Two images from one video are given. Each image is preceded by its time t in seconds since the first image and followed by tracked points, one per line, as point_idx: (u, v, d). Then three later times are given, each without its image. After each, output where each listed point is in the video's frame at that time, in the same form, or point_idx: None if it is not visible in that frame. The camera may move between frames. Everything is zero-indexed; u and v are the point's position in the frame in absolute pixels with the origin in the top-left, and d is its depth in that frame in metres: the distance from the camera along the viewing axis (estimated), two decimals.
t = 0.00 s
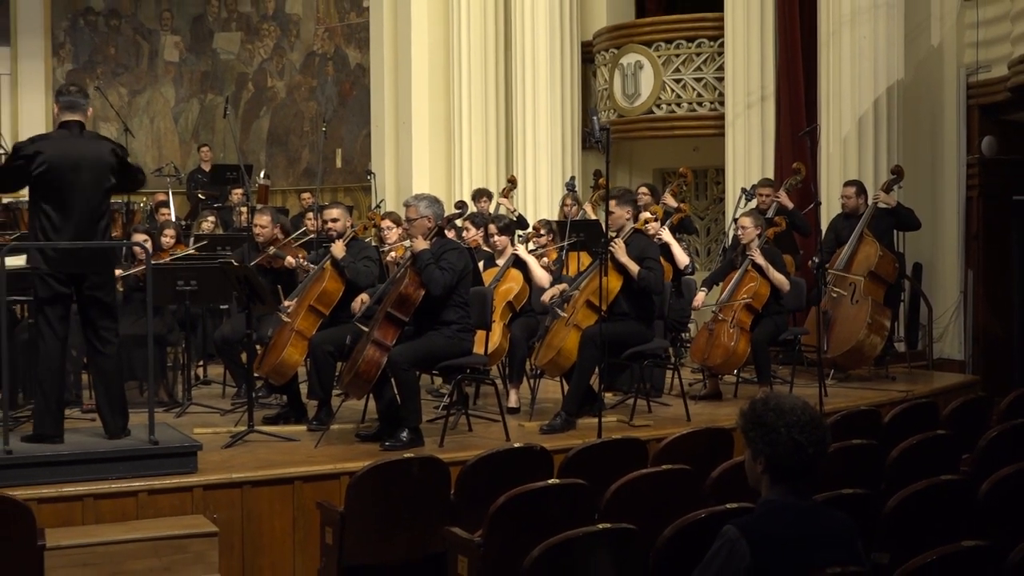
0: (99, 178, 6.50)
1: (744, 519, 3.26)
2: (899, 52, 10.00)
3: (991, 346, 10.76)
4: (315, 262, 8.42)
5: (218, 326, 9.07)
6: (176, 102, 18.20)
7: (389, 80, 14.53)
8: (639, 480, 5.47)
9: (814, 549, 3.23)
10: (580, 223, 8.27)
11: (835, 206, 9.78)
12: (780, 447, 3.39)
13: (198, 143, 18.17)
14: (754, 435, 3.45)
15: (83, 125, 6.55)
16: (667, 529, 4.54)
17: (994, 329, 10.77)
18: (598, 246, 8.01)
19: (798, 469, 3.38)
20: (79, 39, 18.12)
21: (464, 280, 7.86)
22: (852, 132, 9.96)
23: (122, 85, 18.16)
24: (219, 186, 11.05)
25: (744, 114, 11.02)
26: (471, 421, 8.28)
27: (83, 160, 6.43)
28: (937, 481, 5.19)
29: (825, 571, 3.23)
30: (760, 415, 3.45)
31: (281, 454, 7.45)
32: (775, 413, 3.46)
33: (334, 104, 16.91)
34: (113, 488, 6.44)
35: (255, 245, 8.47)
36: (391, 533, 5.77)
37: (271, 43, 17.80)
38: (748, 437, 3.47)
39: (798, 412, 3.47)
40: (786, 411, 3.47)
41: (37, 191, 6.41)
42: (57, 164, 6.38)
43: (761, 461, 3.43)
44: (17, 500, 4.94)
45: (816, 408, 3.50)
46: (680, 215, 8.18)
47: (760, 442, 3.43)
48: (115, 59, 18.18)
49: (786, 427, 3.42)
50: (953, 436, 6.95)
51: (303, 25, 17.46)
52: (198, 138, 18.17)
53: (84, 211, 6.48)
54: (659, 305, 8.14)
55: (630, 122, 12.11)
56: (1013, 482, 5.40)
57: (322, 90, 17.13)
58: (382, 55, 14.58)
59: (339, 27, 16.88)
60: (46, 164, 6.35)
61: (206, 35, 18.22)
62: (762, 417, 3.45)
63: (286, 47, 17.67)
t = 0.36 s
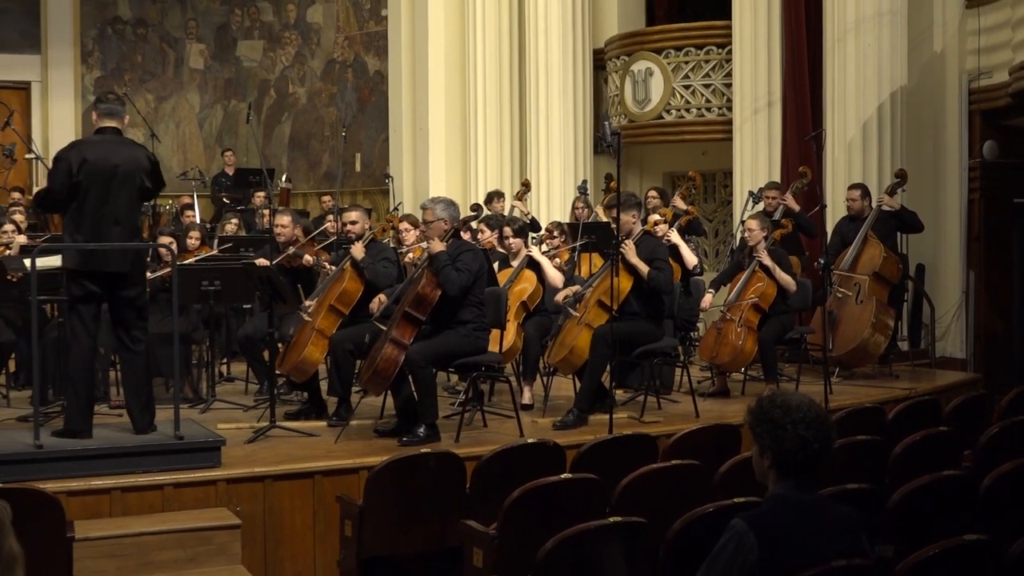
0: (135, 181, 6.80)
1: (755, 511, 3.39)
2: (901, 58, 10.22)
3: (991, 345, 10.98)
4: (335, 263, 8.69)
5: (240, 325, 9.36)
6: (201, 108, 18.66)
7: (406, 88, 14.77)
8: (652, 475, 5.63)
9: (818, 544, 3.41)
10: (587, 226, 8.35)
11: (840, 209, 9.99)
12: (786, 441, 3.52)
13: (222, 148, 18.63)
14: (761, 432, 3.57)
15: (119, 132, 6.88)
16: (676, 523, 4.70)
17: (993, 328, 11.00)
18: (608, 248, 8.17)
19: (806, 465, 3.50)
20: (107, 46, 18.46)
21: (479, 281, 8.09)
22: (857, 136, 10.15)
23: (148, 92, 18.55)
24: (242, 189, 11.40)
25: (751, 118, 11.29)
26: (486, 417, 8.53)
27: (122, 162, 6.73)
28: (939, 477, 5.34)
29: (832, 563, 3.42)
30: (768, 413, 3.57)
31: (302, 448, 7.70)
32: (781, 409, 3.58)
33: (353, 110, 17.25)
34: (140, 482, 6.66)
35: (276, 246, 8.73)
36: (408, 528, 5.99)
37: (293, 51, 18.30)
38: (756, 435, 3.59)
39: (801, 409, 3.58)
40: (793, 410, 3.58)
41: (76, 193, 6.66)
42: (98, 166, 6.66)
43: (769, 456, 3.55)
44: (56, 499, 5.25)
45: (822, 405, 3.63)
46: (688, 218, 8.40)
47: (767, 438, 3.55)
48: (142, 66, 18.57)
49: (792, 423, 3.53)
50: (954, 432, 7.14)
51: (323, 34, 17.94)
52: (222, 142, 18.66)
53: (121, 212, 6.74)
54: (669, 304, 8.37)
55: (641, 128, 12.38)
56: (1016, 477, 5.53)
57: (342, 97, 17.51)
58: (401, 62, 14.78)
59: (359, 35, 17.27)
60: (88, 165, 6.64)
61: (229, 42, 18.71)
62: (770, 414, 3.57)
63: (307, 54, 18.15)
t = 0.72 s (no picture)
0: (160, 188, 7.08)
1: (759, 507, 3.60)
2: (902, 66, 10.45)
3: (991, 345, 11.19)
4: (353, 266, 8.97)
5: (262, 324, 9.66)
6: (223, 114, 19.13)
7: (422, 98, 15.04)
8: (659, 471, 5.77)
9: (820, 537, 3.59)
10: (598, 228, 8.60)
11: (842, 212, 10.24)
12: (790, 439, 3.69)
13: (244, 153, 19.11)
14: (766, 430, 3.75)
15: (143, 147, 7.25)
16: (682, 518, 4.81)
17: (992, 328, 11.19)
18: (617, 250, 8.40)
19: (809, 462, 3.68)
20: (133, 55, 18.87)
21: (493, 283, 8.36)
22: (859, 141, 10.39)
23: (172, 99, 19.01)
24: (262, 193, 11.79)
25: (757, 125, 11.48)
26: (499, 414, 8.79)
27: (145, 170, 7.03)
28: (941, 472, 5.49)
29: (833, 555, 3.61)
30: (772, 409, 3.77)
31: (322, 443, 7.97)
32: (785, 407, 3.77)
33: (371, 116, 17.72)
34: (163, 477, 6.84)
35: (296, 248, 9.02)
36: (422, 518, 6.21)
37: (313, 59, 18.81)
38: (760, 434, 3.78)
39: (804, 409, 3.76)
40: (796, 410, 3.76)
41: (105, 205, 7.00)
42: (123, 176, 6.98)
43: (775, 453, 3.73)
44: (83, 492, 5.46)
45: (827, 403, 3.81)
46: (694, 221, 8.65)
47: (771, 436, 3.73)
48: (166, 74, 19.01)
49: (795, 421, 3.71)
50: (954, 431, 7.34)
51: (341, 43, 18.36)
52: (243, 147, 19.17)
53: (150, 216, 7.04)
54: (677, 305, 8.60)
55: (649, 133, 12.63)
56: (1015, 474, 5.57)
57: (359, 103, 17.96)
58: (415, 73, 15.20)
59: (376, 44, 17.74)
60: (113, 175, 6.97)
61: (251, 51, 19.17)
62: (773, 416, 3.75)
63: (325, 63, 18.63)
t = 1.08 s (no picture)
0: (188, 192, 7.34)
1: (764, 504, 3.75)
2: (906, 75, 10.66)
3: (994, 347, 11.40)
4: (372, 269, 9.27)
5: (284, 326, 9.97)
6: (247, 122, 19.67)
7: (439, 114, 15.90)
8: (670, 468, 5.94)
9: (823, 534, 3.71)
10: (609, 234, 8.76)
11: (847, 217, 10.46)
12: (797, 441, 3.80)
13: (266, 160, 19.59)
14: (776, 431, 3.86)
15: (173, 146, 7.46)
16: (693, 513, 4.86)
17: (994, 330, 11.41)
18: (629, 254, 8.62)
19: (815, 461, 3.82)
20: (159, 65, 19.58)
21: (508, 286, 8.63)
22: (864, 147, 10.61)
23: (197, 108, 19.60)
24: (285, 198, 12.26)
25: (764, 132, 11.79)
26: (513, 414, 9.05)
27: (176, 175, 7.26)
28: (947, 471, 5.55)
29: (839, 551, 3.72)
30: (781, 411, 3.88)
31: (341, 440, 8.23)
32: (794, 408, 3.88)
33: (389, 125, 18.04)
34: (189, 473, 7.08)
35: (316, 252, 9.29)
36: (438, 517, 6.41)
37: (333, 69, 19.23)
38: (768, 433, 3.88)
39: (810, 408, 3.88)
40: (800, 411, 3.87)
41: (132, 204, 7.25)
42: (153, 179, 7.21)
43: (782, 452, 3.85)
44: (109, 485, 5.60)
45: (833, 403, 3.93)
46: (703, 226, 8.84)
47: (779, 435, 3.85)
48: (192, 84, 19.64)
49: (802, 421, 3.83)
50: (955, 433, 7.45)
51: (362, 53, 18.75)
52: (266, 155, 19.62)
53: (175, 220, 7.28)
54: (686, 307, 8.80)
55: (659, 140, 13.05)
56: (1016, 473, 5.61)
57: (379, 111, 18.34)
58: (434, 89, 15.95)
59: (394, 54, 18.10)
60: (144, 178, 7.18)
61: (273, 61, 19.72)
62: (781, 414, 3.88)
63: (345, 72, 19.05)
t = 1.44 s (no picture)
0: (209, 199, 7.59)
1: (774, 502, 3.80)
2: (910, 85, 10.90)
3: (997, 350, 11.66)
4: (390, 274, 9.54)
5: (305, 329, 10.30)
6: (271, 131, 20.37)
7: (456, 129, 17.00)
8: (682, 466, 5.94)
9: (835, 529, 3.78)
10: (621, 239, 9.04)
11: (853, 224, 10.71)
12: (805, 439, 3.88)
13: (288, 168, 20.29)
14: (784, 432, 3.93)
15: (195, 154, 7.74)
16: (704, 513, 4.87)
17: (997, 333, 11.67)
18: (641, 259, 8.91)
19: (821, 460, 3.88)
20: (186, 77, 20.32)
21: (522, 290, 8.88)
22: (869, 155, 10.84)
23: (222, 118, 20.32)
24: (307, 206, 12.80)
25: (772, 141, 12.00)
26: (528, 415, 9.31)
27: (197, 183, 7.52)
28: (950, 471, 5.62)
29: (845, 547, 3.77)
30: (788, 411, 3.95)
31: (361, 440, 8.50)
32: (800, 410, 3.94)
33: (407, 133, 18.76)
34: (214, 471, 7.34)
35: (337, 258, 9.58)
36: (457, 515, 6.42)
37: (353, 80, 19.85)
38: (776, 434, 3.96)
39: (816, 411, 3.95)
40: (806, 412, 3.95)
41: (157, 211, 7.50)
42: (176, 187, 7.47)
43: (789, 452, 3.92)
44: (135, 482, 5.61)
45: (840, 405, 3.99)
46: (712, 232, 9.09)
47: (788, 436, 3.92)
48: (217, 95, 20.36)
49: (810, 422, 3.90)
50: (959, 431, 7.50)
51: (380, 65, 19.41)
52: (288, 163, 20.29)
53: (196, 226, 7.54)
54: (695, 311, 9.09)
55: (670, 148, 13.57)
56: (1018, 474, 5.62)
57: (398, 120, 19.03)
58: (451, 107, 17.08)
59: (412, 65, 18.78)
60: (167, 185, 7.44)
61: (296, 72, 20.46)
62: (789, 414, 3.96)
63: (365, 82, 19.65)
